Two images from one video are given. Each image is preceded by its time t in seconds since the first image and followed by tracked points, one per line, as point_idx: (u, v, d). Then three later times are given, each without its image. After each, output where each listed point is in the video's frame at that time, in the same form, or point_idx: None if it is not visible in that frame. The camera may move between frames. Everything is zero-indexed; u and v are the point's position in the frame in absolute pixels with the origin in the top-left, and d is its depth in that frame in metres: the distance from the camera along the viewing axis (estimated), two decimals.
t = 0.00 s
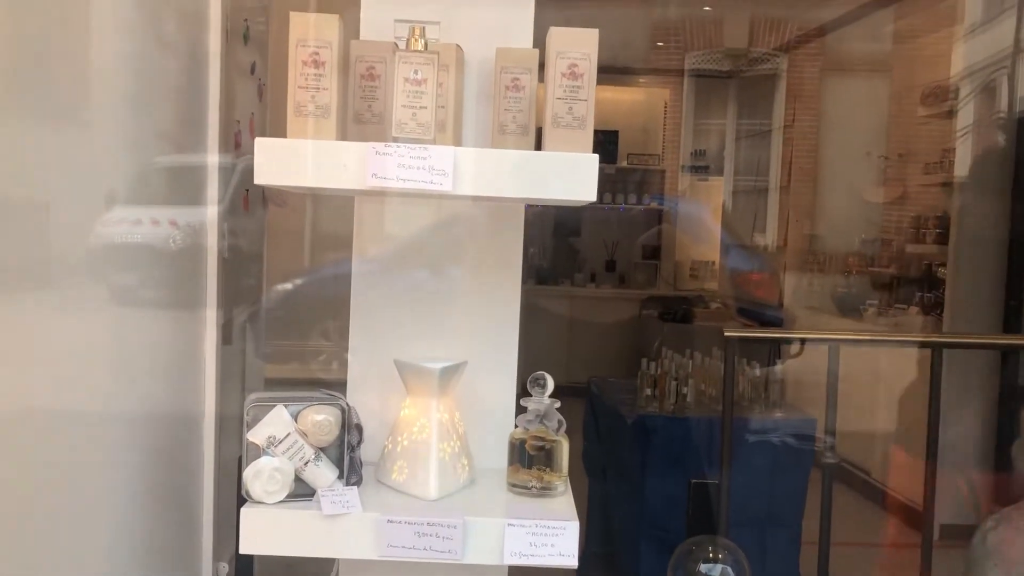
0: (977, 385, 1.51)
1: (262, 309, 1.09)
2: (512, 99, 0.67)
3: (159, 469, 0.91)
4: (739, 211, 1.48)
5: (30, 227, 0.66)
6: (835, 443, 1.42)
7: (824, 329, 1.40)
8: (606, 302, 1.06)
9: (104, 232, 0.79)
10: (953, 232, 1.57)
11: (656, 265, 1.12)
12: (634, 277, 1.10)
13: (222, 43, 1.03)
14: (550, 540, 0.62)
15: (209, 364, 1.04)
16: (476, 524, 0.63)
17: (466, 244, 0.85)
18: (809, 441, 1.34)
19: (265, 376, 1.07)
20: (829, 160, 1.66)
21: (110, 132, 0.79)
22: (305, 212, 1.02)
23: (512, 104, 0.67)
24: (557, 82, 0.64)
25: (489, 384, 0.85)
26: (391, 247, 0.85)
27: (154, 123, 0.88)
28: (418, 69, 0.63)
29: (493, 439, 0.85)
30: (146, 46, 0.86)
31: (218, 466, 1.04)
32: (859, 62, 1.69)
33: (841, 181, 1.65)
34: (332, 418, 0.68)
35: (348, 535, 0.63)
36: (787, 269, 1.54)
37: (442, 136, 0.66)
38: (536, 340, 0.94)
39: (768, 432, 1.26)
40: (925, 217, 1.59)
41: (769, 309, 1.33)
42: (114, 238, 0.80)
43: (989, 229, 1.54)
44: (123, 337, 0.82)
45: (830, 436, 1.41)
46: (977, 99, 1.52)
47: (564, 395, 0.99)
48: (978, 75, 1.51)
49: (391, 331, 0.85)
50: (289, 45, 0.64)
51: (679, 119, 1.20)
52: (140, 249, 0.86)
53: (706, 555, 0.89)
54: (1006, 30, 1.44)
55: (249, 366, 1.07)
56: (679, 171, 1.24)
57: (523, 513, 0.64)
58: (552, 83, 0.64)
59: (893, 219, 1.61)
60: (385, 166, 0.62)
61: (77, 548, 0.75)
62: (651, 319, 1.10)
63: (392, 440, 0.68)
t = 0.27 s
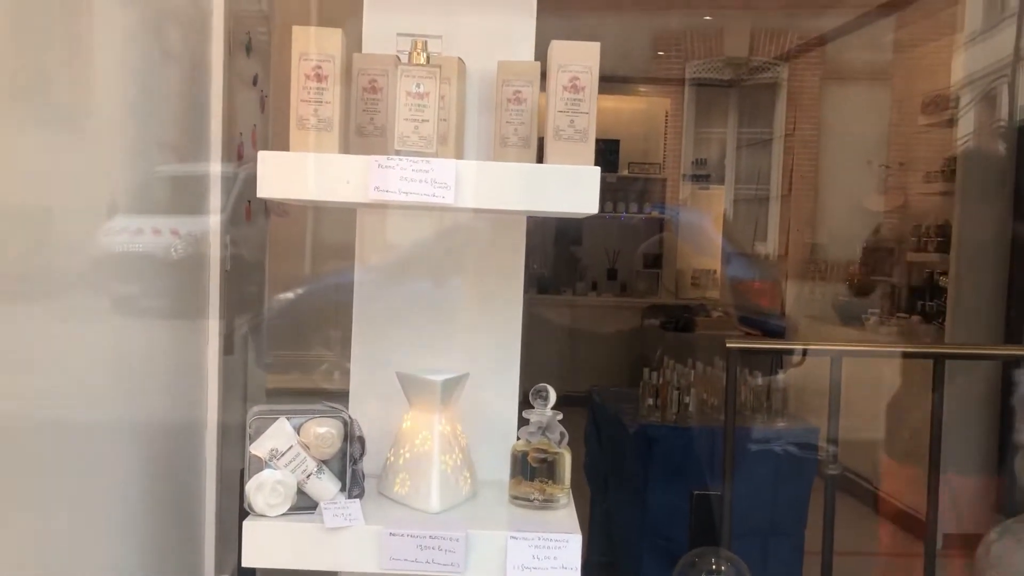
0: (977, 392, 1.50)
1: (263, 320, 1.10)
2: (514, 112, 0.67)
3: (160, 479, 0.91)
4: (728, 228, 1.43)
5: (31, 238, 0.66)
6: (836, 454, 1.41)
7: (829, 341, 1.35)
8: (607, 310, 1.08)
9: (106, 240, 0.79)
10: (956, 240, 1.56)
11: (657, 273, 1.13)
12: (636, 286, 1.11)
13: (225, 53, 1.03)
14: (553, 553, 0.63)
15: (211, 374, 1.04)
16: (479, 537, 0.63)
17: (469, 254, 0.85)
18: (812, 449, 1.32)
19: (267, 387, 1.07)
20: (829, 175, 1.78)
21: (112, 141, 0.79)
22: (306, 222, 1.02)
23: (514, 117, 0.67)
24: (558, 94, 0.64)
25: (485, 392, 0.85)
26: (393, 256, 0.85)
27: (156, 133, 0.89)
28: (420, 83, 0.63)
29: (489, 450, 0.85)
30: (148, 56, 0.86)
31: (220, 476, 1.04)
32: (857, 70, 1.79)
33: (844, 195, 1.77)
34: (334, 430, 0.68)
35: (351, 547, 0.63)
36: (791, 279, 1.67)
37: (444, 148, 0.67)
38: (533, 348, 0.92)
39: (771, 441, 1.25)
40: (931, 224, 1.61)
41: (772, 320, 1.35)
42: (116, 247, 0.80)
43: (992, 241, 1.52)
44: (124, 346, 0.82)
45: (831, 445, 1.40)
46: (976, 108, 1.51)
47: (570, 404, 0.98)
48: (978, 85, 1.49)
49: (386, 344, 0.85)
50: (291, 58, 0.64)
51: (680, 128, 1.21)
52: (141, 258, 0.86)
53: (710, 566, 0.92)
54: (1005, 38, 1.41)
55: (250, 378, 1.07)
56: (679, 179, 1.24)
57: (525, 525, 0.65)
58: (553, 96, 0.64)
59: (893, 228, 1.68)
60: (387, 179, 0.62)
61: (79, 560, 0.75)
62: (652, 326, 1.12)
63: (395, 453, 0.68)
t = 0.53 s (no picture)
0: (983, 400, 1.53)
1: (265, 330, 1.09)
2: (515, 124, 0.67)
3: (161, 490, 0.91)
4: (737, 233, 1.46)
5: (32, 249, 0.66)
6: (839, 462, 1.34)
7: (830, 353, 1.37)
8: (608, 319, 1.08)
9: (106, 250, 0.79)
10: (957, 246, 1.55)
11: (658, 281, 1.13)
12: (636, 295, 1.11)
13: (226, 62, 1.04)
14: (555, 566, 0.62)
15: (212, 383, 1.04)
16: (481, 550, 0.63)
17: (466, 262, 0.88)
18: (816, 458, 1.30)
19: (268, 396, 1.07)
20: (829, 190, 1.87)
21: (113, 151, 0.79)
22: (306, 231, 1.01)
23: (515, 129, 0.67)
24: (559, 107, 0.64)
25: (491, 400, 0.88)
26: (393, 265, 0.89)
27: (157, 142, 0.89)
28: (422, 96, 0.63)
29: (495, 462, 0.88)
30: (149, 66, 0.86)
31: (221, 486, 1.04)
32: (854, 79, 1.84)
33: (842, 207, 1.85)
34: (336, 444, 0.68)
35: (353, 561, 0.63)
36: (792, 287, 1.81)
37: (445, 161, 0.67)
38: (535, 359, 0.94)
39: (772, 449, 1.25)
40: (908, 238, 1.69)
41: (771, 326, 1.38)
42: (116, 256, 0.80)
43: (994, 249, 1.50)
44: (125, 356, 0.82)
45: (832, 454, 1.34)
46: (976, 116, 1.48)
47: (569, 415, 0.98)
48: (978, 92, 1.47)
49: (390, 355, 0.89)
50: (293, 71, 0.65)
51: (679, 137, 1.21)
52: (142, 267, 0.86)
53: None
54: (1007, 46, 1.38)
55: (251, 388, 1.07)
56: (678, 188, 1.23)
57: (527, 538, 0.65)
58: (554, 109, 0.65)
59: (895, 236, 1.72)
60: (389, 192, 0.62)
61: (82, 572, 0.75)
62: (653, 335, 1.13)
63: (396, 466, 0.68)
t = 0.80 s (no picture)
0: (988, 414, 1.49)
1: (266, 342, 1.07)
2: (516, 137, 0.68)
3: (162, 500, 0.91)
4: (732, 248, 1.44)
5: (28, 260, 0.66)
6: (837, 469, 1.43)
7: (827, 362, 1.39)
8: (607, 330, 1.07)
9: (106, 260, 0.79)
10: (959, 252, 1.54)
11: (659, 290, 1.12)
12: (636, 304, 1.10)
13: (228, 72, 1.04)
14: None
15: (213, 393, 1.04)
16: (483, 563, 0.64)
17: (468, 271, 0.91)
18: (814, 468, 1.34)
19: (269, 407, 1.06)
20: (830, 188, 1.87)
21: (114, 161, 0.80)
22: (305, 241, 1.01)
23: (516, 142, 0.68)
24: (560, 121, 0.65)
25: (490, 408, 0.90)
26: (393, 274, 0.92)
27: (157, 152, 0.89)
28: (423, 110, 0.64)
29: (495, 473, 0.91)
30: (149, 76, 0.87)
31: (222, 496, 1.04)
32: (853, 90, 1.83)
33: (844, 211, 1.83)
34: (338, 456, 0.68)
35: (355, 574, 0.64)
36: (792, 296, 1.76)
37: (447, 174, 0.68)
38: (537, 367, 0.95)
39: (773, 459, 1.26)
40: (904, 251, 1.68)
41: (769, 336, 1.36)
42: (116, 266, 0.80)
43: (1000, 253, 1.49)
44: (125, 365, 0.82)
45: (833, 462, 1.41)
46: (976, 125, 1.47)
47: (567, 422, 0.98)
48: (977, 102, 1.45)
49: (394, 365, 0.92)
50: (295, 85, 0.65)
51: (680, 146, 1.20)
52: (142, 277, 0.86)
53: None
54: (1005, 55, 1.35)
55: (251, 399, 1.06)
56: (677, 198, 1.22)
57: (530, 551, 0.65)
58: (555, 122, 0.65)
59: (895, 245, 1.71)
60: (390, 206, 0.62)
61: None
62: (654, 344, 1.11)
63: (398, 478, 0.68)
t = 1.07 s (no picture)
0: (983, 436, 1.29)
1: (264, 350, 1.03)
2: (516, 151, 0.70)
3: (162, 509, 0.91)
4: (742, 242, 1.17)
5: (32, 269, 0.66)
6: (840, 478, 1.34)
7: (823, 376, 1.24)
8: (606, 338, 1.06)
9: (107, 270, 0.79)
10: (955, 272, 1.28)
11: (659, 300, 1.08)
12: (636, 313, 1.07)
13: (229, 81, 1.04)
14: None
15: (213, 402, 1.04)
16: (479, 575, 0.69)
17: (467, 287, 0.99)
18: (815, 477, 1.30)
19: (267, 416, 1.03)
20: (829, 206, 1.25)
21: (115, 170, 0.80)
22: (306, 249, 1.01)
23: (516, 156, 0.70)
24: (560, 135, 0.67)
25: (489, 411, 0.98)
26: (392, 285, 0.99)
27: (156, 162, 0.89)
28: (422, 125, 0.65)
29: (492, 480, 0.97)
30: (149, 87, 0.87)
31: (221, 507, 1.04)
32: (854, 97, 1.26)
33: (844, 216, 1.25)
34: (337, 470, 0.73)
35: None
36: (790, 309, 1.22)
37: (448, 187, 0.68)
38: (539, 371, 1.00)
39: (773, 468, 1.23)
40: (927, 250, 1.28)
41: (774, 345, 1.21)
42: (117, 276, 0.81)
43: (988, 276, 1.29)
44: (126, 374, 0.83)
45: (835, 473, 1.30)
46: (973, 134, 1.24)
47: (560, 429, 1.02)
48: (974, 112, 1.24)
49: (398, 372, 0.99)
50: (296, 101, 0.66)
51: (680, 155, 1.09)
52: (142, 287, 0.86)
53: None
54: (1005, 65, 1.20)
55: (250, 405, 1.03)
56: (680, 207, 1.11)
57: (528, 565, 0.71)
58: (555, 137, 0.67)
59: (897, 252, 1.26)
60: (389, 221, 0.63)
61: None
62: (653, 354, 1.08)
63: (398, 493, 0.73)
